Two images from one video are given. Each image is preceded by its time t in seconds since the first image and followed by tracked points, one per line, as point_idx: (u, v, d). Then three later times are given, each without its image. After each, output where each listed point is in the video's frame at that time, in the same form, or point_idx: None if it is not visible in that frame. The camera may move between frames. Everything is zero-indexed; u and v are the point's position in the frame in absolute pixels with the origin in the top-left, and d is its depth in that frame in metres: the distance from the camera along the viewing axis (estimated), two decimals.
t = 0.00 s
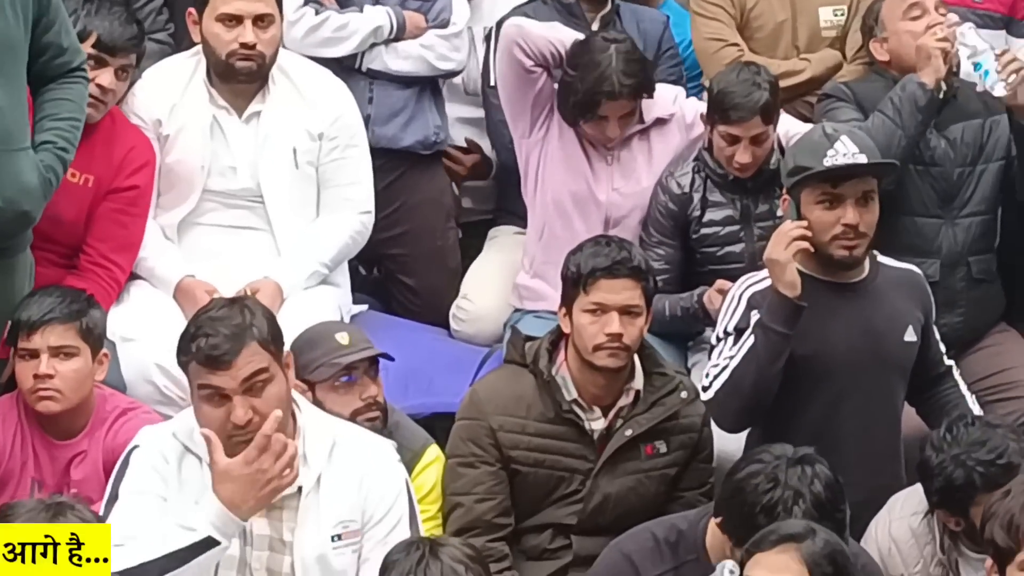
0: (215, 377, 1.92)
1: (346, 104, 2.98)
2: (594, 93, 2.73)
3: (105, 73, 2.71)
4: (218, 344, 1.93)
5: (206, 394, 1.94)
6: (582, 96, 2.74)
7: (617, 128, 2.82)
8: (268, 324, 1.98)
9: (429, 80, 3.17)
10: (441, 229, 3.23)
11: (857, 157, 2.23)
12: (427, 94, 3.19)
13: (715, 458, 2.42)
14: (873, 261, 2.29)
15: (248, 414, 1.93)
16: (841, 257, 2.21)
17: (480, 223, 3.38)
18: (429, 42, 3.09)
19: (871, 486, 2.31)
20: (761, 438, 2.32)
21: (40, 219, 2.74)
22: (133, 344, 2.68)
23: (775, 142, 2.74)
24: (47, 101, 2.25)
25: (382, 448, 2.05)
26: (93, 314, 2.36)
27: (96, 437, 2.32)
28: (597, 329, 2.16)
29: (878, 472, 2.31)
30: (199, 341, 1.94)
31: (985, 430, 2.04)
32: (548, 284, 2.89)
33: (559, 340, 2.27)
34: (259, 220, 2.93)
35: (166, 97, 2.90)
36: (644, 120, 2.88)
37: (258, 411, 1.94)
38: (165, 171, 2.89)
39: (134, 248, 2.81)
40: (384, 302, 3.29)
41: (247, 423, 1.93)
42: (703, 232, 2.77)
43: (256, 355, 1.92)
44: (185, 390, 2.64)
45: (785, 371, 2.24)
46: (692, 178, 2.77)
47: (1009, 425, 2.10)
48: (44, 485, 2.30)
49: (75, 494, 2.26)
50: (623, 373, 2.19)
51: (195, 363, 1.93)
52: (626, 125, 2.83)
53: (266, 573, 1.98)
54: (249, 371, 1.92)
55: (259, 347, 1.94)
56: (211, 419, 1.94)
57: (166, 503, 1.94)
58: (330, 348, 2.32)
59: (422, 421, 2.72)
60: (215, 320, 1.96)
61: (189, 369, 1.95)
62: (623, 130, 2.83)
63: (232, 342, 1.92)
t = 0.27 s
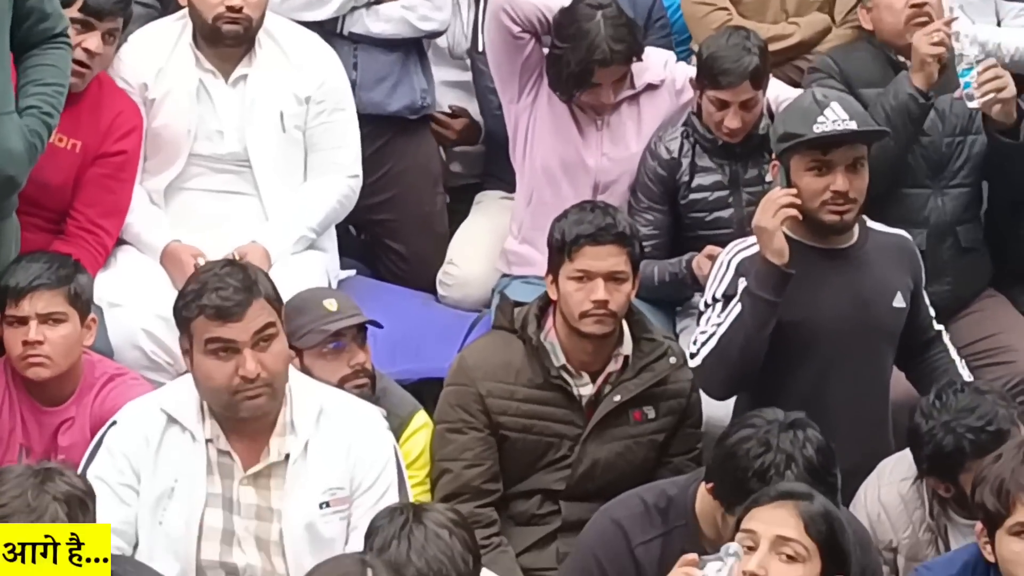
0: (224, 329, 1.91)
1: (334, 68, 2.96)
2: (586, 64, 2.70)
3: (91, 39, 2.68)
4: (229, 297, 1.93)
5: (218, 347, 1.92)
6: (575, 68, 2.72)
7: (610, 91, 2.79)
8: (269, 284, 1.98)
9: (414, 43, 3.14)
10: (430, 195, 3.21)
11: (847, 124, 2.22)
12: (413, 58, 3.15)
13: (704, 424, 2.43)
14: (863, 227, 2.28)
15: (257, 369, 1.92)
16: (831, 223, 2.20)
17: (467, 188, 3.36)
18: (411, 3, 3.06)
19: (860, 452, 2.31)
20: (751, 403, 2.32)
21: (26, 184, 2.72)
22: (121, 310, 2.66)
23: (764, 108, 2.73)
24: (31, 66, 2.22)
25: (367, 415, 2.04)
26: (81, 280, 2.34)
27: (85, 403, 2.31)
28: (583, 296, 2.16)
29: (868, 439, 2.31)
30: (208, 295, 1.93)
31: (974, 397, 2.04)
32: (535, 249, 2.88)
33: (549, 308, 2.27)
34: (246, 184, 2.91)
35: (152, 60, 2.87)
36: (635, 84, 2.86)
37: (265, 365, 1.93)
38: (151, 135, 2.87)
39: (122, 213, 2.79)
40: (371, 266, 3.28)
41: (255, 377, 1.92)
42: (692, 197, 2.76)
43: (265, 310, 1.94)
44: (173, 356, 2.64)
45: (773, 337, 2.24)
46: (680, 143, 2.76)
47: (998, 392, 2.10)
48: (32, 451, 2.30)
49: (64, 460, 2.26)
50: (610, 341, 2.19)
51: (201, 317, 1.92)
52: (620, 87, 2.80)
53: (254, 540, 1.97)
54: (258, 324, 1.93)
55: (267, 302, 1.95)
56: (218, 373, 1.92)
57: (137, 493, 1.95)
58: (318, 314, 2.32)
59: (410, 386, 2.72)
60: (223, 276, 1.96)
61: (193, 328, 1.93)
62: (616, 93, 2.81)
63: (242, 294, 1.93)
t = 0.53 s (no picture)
0: (208, 275, 1.92)
1: (320, 17, 2.93)
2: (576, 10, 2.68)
3: None
4: (211, 244, 1.93)
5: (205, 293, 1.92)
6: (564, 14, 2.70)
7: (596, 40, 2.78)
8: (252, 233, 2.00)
9: None
10: (417, 143, 3.19)
11: (833, 70, 2.21)
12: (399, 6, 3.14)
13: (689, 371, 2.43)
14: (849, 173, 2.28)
15: (245, 313, 1.92)
16: (817, 169, 2.20)
17: (455, 137, 3.34)
18: None
19: (846, 399, 2.32)
20: (736, 350, 2.32)
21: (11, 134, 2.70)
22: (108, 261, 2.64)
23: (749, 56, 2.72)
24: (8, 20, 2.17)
25: (348, 366, 2.04)
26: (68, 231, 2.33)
27: (72, 353, 2.31)
28: (567, 245, 2.15)
29: (855, 386, 2.32)
30: (193, 241, 1.93)
31: (959, 340, 2.05)
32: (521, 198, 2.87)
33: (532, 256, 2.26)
34: (233, 134, 2.89)
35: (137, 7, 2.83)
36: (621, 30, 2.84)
37: (252, 311, 1.93)
38: (137, 84, 2.84)
39: (108, 163, 2.76)
40: (359, 215, 3.27)
41: (242, 321, 1.91)
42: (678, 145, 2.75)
43: (247, 257, 1.94)
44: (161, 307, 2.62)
45: (758, 285, 2.24)
46: (665, 91, 2.74)
47: (983, 336, 2.10)
48: (19, 401, 2.30)
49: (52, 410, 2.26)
50: (595, 290, 2.19)
51: (187, 263, 1.92)
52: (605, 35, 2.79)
53: (236, 489, 1.97)
54: (244, 269, 1.93)
55: (250, 250, 1.95)
56: (205, 319, 1.91)
57: (118, 449, 1.95)
58: (300, 263, 2.31)
59: (397, 336, 2.72)
60: (206, 224, 1.96)
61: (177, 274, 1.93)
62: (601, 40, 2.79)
63: (227, 239, 1.93)
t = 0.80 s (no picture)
0: (201, 211, 1.92)
1: None
2: None
3: None
4: (200, 180, 1.93)
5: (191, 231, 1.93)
6: None
7: None
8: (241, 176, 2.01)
9: None
10: (402, 88, 3.17)
11: (817, 16, 2.17)
12: None
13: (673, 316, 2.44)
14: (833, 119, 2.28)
15: (233, 249, 1.93)
16: (800, 115, 2.20)
17: (442, 82, 3.32)
18: None
19: (829, 344, 2.33)
20: (718, 295, 2.33)
21: None
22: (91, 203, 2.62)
23: None
24: None
25: (335, 307, 2.06)
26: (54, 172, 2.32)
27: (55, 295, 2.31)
28: (551, 189, 2.15)
29: (837, 332, 2.33)
30: (183, 176, 1.94)
31: (941, 287, 2.05)
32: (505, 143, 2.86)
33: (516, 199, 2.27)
34: (220, 77, 2.87)
35: None
36: None
37: (240, 248, 1.94)
38: (122, 27, 2.82)
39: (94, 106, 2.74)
40: (345, 160, 3.26)
41: (230, 258, 1.92)
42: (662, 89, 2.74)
43: (235, 194, 1.94)
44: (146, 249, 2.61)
45: (741, 229, 2.24)
46: (649, 35, 2.73)
47: (966, 282, 2.11)
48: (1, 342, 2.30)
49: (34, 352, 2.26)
50: (578, 234, 2.20)
51: (177, 199, 1.93)
52: None
53: (219, 432, 1.97)
54: (234, 206, 1.94)
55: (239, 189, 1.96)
56: (193, 255, 1.91)
57: (101, 390, 1.96)
58: (281, 207, 2.31)
59: (382, 280, 2.72)
60: (196, 161, 1.97)
61: (164, 211, 1.93)
62: None
63: (216, 175, 1.94)
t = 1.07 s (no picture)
0: (218, 185, 1.91)
1: None
2: None
3: None
4: (219, 154, 1.92)
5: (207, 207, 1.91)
6: None
7: None
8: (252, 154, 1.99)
9: None
10: (401, 64, 3.14)
11: None
12: None
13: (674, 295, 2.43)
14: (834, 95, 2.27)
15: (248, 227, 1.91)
16: (803, 91, 2.18)
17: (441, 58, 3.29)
18: None
19: (829, 324, 2.32)
20: (718, 273, 2.31)
21: None
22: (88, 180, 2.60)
23: None
24: None
25: (334, 287, 2.05)
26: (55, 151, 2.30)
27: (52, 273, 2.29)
28: (550, 167, 2.13)
29: (839, 310, 2.32)
30: (197, 152, 1.92)
31: (942, 282, 2.03)
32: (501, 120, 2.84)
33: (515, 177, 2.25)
34: (219, 53, 2.84)
35: None
36: None
37: (252, 227, 1.92)
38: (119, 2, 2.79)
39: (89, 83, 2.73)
40: (344, 137, 3.23)
41: (244, 236, 1.91)
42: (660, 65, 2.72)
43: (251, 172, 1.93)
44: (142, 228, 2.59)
45: (742, 207, 2.23)
46: (647, 11, 2.71)
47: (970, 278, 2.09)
48: None
49: (31, 331, 2.25)
50: (578, 212, 2.18)
51: (191, 174, 1.91)
52: None
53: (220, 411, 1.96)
54: (248, 184, 1.93)
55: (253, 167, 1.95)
56: (206, 231, 1.90)
57: (101, 368, 1.94)
58: (278, 184, 2.29)
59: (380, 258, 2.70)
60: (209, 137, 1.95)
61: (177, 187, 1.92)
62: None
63: (231, 151, 1.93)
